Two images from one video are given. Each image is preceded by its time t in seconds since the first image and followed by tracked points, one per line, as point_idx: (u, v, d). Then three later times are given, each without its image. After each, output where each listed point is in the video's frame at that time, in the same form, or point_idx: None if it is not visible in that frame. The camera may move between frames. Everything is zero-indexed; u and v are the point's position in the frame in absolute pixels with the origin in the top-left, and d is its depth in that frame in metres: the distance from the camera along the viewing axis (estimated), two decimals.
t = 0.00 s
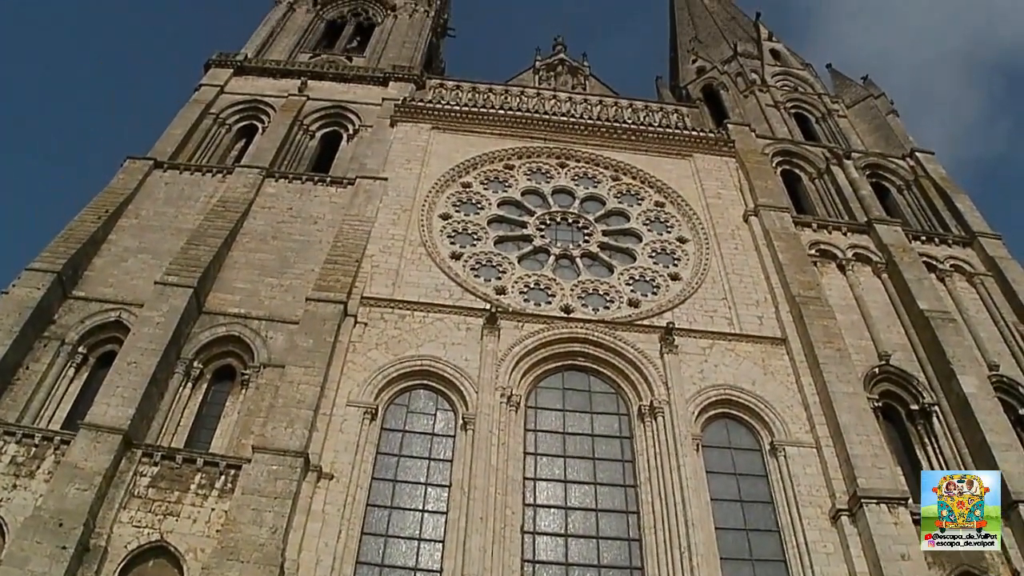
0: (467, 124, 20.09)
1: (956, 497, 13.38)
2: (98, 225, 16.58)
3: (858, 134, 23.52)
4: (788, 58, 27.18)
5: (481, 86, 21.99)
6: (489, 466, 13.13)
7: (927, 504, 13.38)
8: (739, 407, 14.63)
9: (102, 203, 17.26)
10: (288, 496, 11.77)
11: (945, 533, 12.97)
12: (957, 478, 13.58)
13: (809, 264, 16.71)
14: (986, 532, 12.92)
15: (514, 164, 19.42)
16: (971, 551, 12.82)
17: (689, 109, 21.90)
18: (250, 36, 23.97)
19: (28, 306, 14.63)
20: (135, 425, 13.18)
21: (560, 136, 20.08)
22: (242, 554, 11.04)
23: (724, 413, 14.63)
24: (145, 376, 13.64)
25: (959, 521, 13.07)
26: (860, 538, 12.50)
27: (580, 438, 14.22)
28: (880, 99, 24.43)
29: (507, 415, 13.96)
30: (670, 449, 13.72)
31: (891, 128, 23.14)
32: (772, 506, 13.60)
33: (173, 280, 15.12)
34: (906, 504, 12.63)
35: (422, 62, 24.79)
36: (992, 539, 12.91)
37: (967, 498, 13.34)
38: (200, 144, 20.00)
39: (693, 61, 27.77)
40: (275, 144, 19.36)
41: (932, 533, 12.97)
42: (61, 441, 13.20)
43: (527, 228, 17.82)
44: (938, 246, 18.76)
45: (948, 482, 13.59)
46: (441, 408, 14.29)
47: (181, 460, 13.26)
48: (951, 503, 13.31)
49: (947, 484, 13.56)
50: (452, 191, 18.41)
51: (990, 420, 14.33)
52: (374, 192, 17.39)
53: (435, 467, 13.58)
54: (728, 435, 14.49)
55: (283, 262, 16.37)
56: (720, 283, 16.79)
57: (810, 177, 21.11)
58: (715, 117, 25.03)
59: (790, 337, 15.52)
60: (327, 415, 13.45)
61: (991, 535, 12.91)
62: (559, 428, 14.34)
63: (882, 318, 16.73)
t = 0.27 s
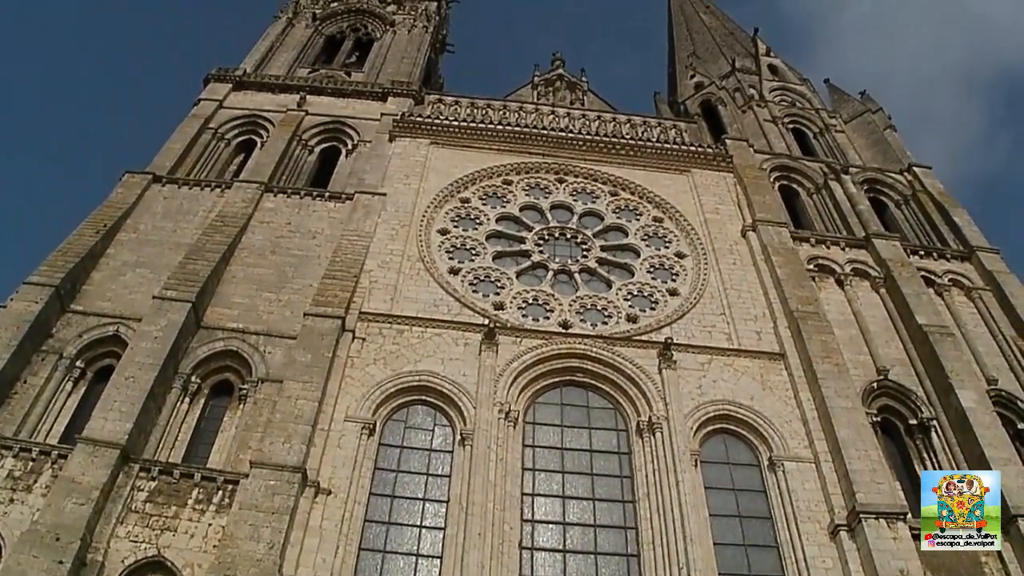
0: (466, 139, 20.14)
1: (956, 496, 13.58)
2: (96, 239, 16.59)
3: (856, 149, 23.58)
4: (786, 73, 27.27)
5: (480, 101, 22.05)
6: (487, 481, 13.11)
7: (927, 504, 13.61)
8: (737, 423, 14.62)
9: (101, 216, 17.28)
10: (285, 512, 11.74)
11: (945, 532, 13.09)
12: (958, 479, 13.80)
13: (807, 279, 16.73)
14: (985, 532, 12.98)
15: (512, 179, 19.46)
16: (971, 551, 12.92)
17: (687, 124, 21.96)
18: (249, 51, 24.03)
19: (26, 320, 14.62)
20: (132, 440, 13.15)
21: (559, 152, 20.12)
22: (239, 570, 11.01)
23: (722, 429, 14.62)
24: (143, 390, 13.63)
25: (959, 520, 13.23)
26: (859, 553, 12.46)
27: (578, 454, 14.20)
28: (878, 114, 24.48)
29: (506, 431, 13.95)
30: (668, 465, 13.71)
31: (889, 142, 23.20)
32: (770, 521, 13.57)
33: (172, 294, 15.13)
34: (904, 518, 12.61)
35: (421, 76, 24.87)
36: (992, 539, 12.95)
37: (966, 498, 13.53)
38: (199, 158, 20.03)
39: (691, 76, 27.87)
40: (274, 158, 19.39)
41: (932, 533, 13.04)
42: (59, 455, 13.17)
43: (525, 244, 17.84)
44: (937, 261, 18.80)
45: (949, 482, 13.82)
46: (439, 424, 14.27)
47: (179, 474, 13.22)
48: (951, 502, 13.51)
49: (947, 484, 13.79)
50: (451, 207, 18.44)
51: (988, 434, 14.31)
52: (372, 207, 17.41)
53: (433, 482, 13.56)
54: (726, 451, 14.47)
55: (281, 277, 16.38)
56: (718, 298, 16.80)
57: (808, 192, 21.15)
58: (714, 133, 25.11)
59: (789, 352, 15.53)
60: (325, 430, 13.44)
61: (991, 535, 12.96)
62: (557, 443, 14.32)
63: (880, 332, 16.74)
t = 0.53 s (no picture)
0: (467, 147, 20.17)
1: (955, 496, 13.54)
2: (97, 246, 16.58)
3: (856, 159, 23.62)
4: (787, 83, 27.34)
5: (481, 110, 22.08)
6: (487, 490, 13.09)
7: (927, 504, 13.61)
8: (737, 433, 14.61)
9: (101, 223, 17.27)
10: (284, 520, 11.71)
11: (945, 533, 13.14)
12: (957, 478, 13.72)
13: (808, 289, 16.74)
14: (985, 532, 13.04)
15: (513, 189, 19.48)
16: (971, 550, 12.96)
17: (687, 133, 22.00)
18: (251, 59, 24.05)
19: (25, 326, 14.60)
20: (131, 447, 13.12)
21: (560, 161, 20.15)
22: None
23: (722, 439, 14.61)
24: (142, 398, 13.60)
25: (959, 521, 13.24)
26: (858, 562, 12.41)
27: (578, 463, 14.19)
28: (878, 124, 24.55)
29: (505, 440, 13.93)
30: (668, 474, 13.69)
31: (889, 152, 23.25)
32: (770, 531, 13.54)
33: (172, 302, 15.12)
34: (904, 528, 12.56)
35: (423, 85, 24.91)
36: (992, 539, 13.02)
37: (966, 498, 13.50)
38: (200, 165, 20.03)
39: (692, 86, 27.94)
40: (275, 167, 19.39)
41: (933, 533, 13.08)
42: (57, 462, 13.14)
43: (526, 253, 17.84)
44: (937, 271, 18.85)
45: (948, 482, 13.74)
46: (439, 433, 14.25)
47: (177, 482, 13.19)
48: (950, 503, 13.47)
49: (946, 484, 13.73)
50: (452, 216, 18.44)
51: (988, 444, 14.30)
52: (373, 216, 17.40)
53: (432, 491, 13.54)
54: (726, 461, 14.46)
55: (282, 285, 16.37)
56: (719, 308, 16.80)
57: (808, 203, 21.19)
58: (714, 142, 25.17)
59: (789, 362, 15.53)
60: (325, 438, 13.42)
61: (991, 535, 13.03)
62: (557, 453, 14.31)
63: (880, 343, 16.75)
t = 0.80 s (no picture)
0: (467, 153, 20.19)
1: (955, 496, 13.75)
2: (96, 251, 16.56)
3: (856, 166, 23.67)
4: (787, 90, 27.39)
5: (482, 116, 22.09)
6: (487, 497, 13.08)
7: (927, 504, 13.83)
8: (737, 439, 14.64)
9: (101, 228, 17.24)
10: (284, 526, 11.69)
11: (944, 532, 13.26)
12: (958, 478, 13.94)
13: (807, 296, 16.77)
14: (985, 532, 13.08)
15: (514, 195, 19.49)
16: (971, 551, 12.96)
17: (688, 140, 22.03)
18: (251, 64, 24.03)
19: (24, 331, 14.57)
20: (131, 453, 13.09)
21: (561, 168, 20.16)
22: None
23: (721, 446, 14.63)
24: (142, 403, 13.58)
25: (958, 520, 13.38)
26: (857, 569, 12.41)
27: (579, 470, 14.20)
28: (878, 131, 24.60)
29: (506, 446, 13.94)
30: (668, 481, 13.71)
31: (889, 159, 23.31)
32: (769, 537, 13.57)
33: (171, 307, 15.11)
34: (903, 534, 12.56)
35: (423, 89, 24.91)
36: (992, 539, 13.03)
37: (966, 498, 13.69)
38: (200, 170, 20.01)
39: (693, 93, 28.00)
40: (275, 172, 19.37)
41: (932, 533, 13.18)
42: (56, 467, 13.11)
43: (527, 260, 17.86)
44: (936, 278, 18.92)
45: (948, 482, 13.96)
46: (439, 439, 14.25)
47: (177, 488, 13.16)
48: (950, 502, 13.70)
49: (947, 484, 13.93)
50: (452, 222, 18.45)
51: (987, 450, 14.33)
52: (374, 222, 17.39)
53: (433, 497, 13.54)
54: (725, 468, 14.48)
55: (282, 291, 16.35)
56: (719, 315, 16.83)
57: (808, 210, 21.23)
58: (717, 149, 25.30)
59: (788, 369, 15.56)
60: (325, 444, 13.41)
61: (991, 535, 13.06)
62: (558, 459, 14.32)
63: (880, 350, 16.79)
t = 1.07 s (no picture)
0: (469, 152, 20.19)
1: (955, 497, 13.76)
2: (96, 247, 16.54)
3: (857, 167, 23.69)
4: (789, 90, 27.39)
5: (483, 114, 22.07)
6: (487, 494, 13.13)
7: (927, 504, 13.84)
8: (737, 437, 14.69)
9: (101, 224, 17.22)
10: (285, 523, 11.73)
11: (945, 532, 13.28)
12: (957, 479, 13.96)
13: (808, 296, 16.81)
14: (985, 532, 13.14)
15: (515, 193, 19.48)
16: (970, 551, 13.01)
17: (690, 139, 22.03)
18: (252, 60, 23.96)
19: (24, 327, 14.56)
20: (132, 448, 13.11)
21: (563, 167, 20.16)
22: None
23: (721, 444, 14.69)
24: (142, 399, 13.60)
25: (959, 520, 13.37)
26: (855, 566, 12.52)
27: (579, 467, 14.25)
28: (880, 132, 24.62)
29: (506, 444, 13.98)
30: (667, 479, 13.77)
31: (890, 159, 23.33)
32: (767, 535, 13.65)
33: (172, 303, 15.11)
34: (900, 533, 12.68)
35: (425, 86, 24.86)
36: (992, 539, 13.09)
37: (966, 498, 13.71)
38: (200, 166, 19.97)
39: (695, 92, 27.99)
40: (276, 170, 19.34)
41: (932, 533, 13.20)
42: (56, 463, 13.13)
43: (528, 258, 17.86)
44: (935, 279, 18.96)
45: (948, 483, 13.96)
46: (440, 436, 14.29)
47: (178, 484, 13.19)
48: (950, 503, 13.68)
49: (947, 485, 13.94)
50: (453, 220, 18.44)
51: (984, 450, 14.41)
52: (375, 219, 17.38)
53: (433, 494, 13.58)
54: (724, 466, 14.53)
55: (283, 288, 16.36)
56: (719, 315, 16.87)
57: (809, 210, 21.25)
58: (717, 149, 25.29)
59: (787, 368, 15.62)
60: (326, 442, 13.45)
61: (991, 535, 13.11)
62: (558, 457, 14.37)
63: (879, 350, 16.85)
